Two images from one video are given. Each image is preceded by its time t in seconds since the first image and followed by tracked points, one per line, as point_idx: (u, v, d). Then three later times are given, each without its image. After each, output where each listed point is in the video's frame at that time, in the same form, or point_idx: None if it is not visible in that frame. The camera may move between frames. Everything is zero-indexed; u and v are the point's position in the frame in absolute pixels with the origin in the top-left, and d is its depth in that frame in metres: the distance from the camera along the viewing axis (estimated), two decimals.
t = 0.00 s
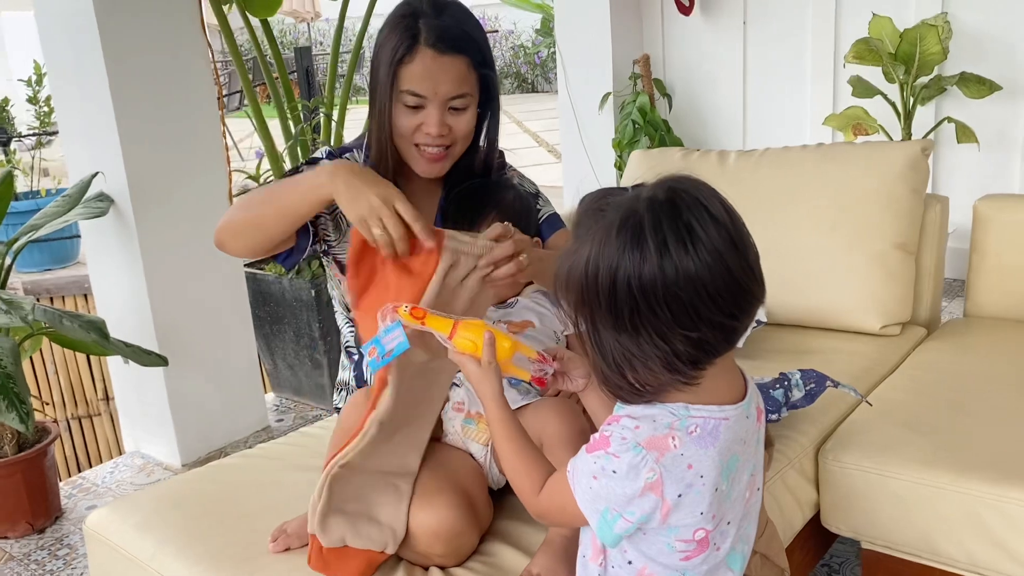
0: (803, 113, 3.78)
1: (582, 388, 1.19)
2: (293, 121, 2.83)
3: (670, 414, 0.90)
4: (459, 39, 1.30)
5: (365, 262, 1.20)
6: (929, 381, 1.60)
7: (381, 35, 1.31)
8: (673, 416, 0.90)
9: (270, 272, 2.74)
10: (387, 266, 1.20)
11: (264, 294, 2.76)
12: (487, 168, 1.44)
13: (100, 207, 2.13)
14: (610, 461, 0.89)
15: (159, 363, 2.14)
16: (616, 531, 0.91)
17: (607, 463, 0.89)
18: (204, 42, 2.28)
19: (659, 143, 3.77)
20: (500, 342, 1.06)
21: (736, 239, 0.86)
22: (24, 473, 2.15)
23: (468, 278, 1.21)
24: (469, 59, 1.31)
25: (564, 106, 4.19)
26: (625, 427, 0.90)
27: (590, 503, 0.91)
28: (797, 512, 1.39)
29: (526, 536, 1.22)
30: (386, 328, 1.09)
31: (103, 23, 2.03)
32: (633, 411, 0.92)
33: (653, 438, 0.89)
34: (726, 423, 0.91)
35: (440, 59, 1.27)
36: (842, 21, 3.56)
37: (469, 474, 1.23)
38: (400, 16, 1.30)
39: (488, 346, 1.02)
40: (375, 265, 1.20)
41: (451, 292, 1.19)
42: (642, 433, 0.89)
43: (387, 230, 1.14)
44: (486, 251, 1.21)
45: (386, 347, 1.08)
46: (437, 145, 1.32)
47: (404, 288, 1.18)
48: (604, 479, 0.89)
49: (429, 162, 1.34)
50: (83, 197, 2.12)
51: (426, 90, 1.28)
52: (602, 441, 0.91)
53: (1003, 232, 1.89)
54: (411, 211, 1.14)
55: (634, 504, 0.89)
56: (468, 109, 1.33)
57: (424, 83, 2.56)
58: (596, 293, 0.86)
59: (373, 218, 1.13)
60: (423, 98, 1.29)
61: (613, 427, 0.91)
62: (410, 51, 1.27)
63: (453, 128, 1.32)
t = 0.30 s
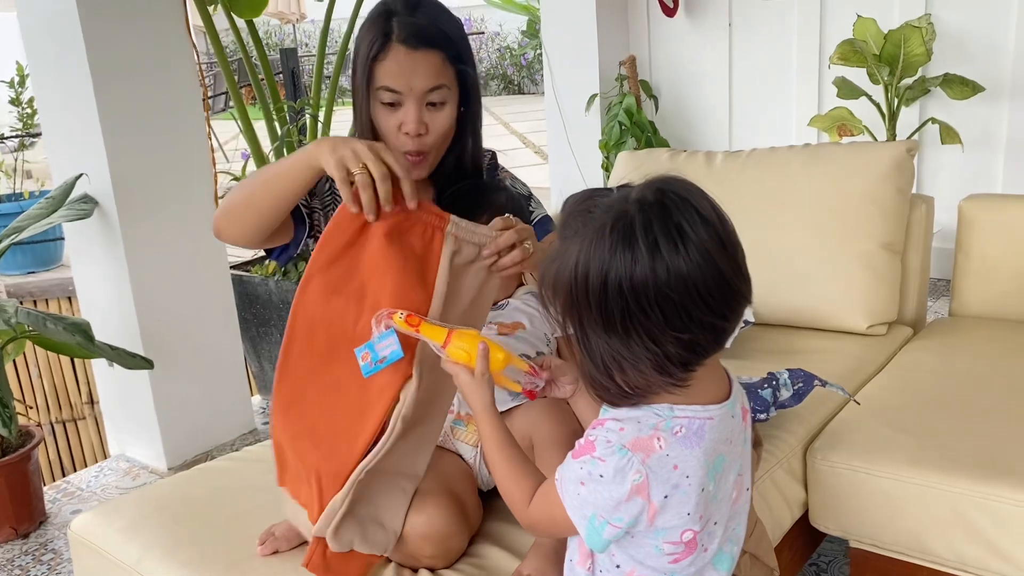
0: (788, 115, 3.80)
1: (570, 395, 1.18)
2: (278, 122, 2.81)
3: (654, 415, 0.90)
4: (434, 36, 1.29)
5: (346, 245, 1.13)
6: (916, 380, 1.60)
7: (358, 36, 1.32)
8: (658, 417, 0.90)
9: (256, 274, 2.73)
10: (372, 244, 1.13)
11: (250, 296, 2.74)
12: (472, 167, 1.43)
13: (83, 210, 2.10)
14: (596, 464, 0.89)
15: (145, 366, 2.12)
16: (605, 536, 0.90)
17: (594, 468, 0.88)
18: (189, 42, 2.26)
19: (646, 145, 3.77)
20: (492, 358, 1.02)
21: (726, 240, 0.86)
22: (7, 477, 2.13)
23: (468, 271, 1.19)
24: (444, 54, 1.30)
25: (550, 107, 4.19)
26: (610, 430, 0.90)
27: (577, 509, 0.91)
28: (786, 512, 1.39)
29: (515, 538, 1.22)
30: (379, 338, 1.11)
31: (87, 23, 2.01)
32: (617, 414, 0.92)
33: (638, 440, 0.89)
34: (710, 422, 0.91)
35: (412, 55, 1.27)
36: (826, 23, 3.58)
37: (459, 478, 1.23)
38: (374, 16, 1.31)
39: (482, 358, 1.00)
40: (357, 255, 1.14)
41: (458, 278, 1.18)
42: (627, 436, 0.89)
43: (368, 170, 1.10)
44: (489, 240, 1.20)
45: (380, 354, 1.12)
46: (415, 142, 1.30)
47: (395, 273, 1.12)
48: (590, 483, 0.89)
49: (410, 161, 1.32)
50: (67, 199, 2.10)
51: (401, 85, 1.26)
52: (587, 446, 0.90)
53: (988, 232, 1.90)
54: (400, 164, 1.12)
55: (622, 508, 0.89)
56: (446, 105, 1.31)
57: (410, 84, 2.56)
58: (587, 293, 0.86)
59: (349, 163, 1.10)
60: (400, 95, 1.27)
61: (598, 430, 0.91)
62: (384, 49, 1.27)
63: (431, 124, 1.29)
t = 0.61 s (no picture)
0: (774, 115, 3.81)
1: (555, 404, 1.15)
2: (264, 124, 2.80)
3: (635, 415, 0.90)
4: (417, 35, 1.30)
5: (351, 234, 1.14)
6: (901, 379, 1.61)
7: (342, 37, 1.32)
8: (638, 417, 0.90)
9: (242, 276, 2.71)
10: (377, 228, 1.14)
11: (236, 299, 2.73)
12: (460, 164, 1.43)
13: (67, 213, 2.09)
14: (577, 465, 0.89)
15: (131, 370, 2.11)
16: (587, 540, 0.91)
17: (575, 470, 0.89)
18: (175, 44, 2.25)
19: (633, 146, 3.77)
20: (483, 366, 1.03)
21: (714, 243, 0.87)
22: None
23: (471, 260, 1.22)
24: (428, 53, 1.30)
25: (537, 108, 4.19)
26: (591, 432, 0.91)
27: (560, 514, 0.91)
28: (773, 511, 1.39)
29: (504, 540, 1.22)
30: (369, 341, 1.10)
31: (70, 25, 2.00)
32: (598, 414, 0.93)
33: (619, 440, 0.89)
34: (691, 421, 0.92)
35: (395, 54, 1.26)
36: (812, 25, 3.59)
37: (446, 480, 1.23)
38: (356, 17, 1.31)
39: (471, 367, 1.01)
40: (367, 242, 1.15)
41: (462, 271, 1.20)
42: (608, 436, 0.89)
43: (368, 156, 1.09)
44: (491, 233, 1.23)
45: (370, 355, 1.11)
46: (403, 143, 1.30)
47: (403, 260, 1.14)
48: (572, 486, 0.89)
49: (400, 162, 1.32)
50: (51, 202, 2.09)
51: (386, 85, 1.26)
52: (569, 449, 0.91)
53: (972, 231, 1.91)
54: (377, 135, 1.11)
55: (604, 511, 0.89)
56: (432, 104, 1.31)
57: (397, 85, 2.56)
58: (576, 288, 0.86)
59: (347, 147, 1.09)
60: (385, 95, 1.27)
61: (579, 432, 0.92)
62: (367, 49, 1.26)
63: (418, 123, 1.30)
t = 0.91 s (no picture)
0: (761, 117, 3.82)
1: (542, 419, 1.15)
2: (251, 127, 2.79)
3: (630, 418, 0.91)
4: (409, 39, 1.29)
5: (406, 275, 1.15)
6: (889, 380, 1.62)
7: (330, 41, 1.30)
8: (634, 420, 0.91)
9: (230, 280, 2.70)
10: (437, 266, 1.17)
11: (223, 302, 2.72)
12: (447, 168, 1.43)
13: (51, 217, 2.07)
14: (575, 471, 0.89)
15: (117, 376, 2.10)
16: (586, 547, 0.91)
17: (572, 476, 0.89)
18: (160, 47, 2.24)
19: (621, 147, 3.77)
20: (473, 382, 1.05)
21: (715, 248, 0.89)
22: None
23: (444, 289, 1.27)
24: (419, 58, 1.30)
25: (525, 110, 4.19)
26: (587, 437, 0.91)
27: (557, 523, 0.91)
28: (762, 513, 1.40)
29: (494, 545, 1.22)
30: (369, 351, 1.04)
31: (55, 28, 1.98)
32: (592, 419, 0.93)
33: (616, 444, 0.89)
34: (685, 423, 0.92)
35: (388, 60, 1.26)
36: (798, 26, 3.61)
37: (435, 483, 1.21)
38: (345, 22, 1.29)
39: (466, 383, 1.01)
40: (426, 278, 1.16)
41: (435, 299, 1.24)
42: (604, 441, 0.90)
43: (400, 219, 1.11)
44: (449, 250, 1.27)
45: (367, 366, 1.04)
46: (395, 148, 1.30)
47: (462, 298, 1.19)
48: (571, 493, 0.89)
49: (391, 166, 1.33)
50: (36, 206, 2.07)
51: (379, 91, 1.26)
52: (565, 455, 0.91)
53: (958, 232, 1.92)
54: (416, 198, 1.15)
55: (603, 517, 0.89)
56: (423, 109, 1.31)
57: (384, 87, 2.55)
58: (581, 291, 0.86)
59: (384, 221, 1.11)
60: (377, 100, 1.27)
61: (575, 438, 0.92)
62: (359, 54, 1.26)
63: (410, 128, 1.30)
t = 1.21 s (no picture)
0: (748, 119, 3.83)
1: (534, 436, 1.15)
2: (238, 131, 2.78)
3: (626, 424, 0.91)
4: (397, 46, 1.28)
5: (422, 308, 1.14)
6: (876, 382, 1.62)
7: (317, 47, 1.30)
8: (629, 426, 0.91)
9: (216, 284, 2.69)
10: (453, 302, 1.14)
11: (210, 307, 2.70)
12: (432, 174, 1.42)
13: (35, 223, 2.05)
14: (573, 477, 0.89)
15: (103, 382, 2.08)
16: (584, 554, 0.91)
17: (569, 483, 0.89)
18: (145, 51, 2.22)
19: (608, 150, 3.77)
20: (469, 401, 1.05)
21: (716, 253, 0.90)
22: None
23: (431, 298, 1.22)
24: (408, 65, 1.29)
25: (512, 113, 4.18)
26: (583, 443, 0.91)
27: (555, 531, 0.91)
28: (751, 517, 1.40)
29: (484, 552, 1.22)
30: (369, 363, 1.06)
31: (38, 33, 1.97)
32: (588, 425, 0.93)
33: (612, 450, 0.90)
34: (680, 428, 0.93)
35: (377, 66, 1.26)
36: (784, 28, 3.62)
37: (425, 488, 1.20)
38: (334, 27, 1.29)
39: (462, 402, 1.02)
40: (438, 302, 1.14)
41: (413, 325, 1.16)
42: (600, 446, 0.90)
43: (377, 253, 1.12)
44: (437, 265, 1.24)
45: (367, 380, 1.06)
46: (381, 155, 1.29)
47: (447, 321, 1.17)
48: (569, 499, 0.89)
49: (376, 172, 1.32)
50: (20, 211, 2.05)
51: (367, 98, 1.26)
52: (561, 463, 0.91)
53: (945, 234, 1.93)
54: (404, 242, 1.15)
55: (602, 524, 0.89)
56: (411, 116, 1.31)
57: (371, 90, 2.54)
58: (584, 299, 0.86)
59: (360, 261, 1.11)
60: (365, 107, 1.27)
61: (571, 445, 0.92)
62: (347, 60, 1.25)
63: (397, 136, 1.29)
